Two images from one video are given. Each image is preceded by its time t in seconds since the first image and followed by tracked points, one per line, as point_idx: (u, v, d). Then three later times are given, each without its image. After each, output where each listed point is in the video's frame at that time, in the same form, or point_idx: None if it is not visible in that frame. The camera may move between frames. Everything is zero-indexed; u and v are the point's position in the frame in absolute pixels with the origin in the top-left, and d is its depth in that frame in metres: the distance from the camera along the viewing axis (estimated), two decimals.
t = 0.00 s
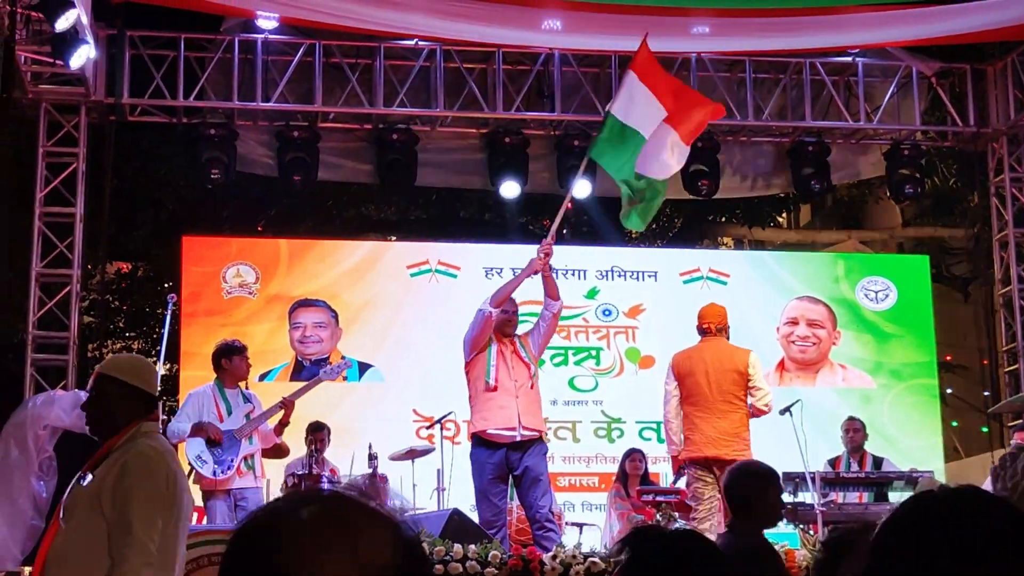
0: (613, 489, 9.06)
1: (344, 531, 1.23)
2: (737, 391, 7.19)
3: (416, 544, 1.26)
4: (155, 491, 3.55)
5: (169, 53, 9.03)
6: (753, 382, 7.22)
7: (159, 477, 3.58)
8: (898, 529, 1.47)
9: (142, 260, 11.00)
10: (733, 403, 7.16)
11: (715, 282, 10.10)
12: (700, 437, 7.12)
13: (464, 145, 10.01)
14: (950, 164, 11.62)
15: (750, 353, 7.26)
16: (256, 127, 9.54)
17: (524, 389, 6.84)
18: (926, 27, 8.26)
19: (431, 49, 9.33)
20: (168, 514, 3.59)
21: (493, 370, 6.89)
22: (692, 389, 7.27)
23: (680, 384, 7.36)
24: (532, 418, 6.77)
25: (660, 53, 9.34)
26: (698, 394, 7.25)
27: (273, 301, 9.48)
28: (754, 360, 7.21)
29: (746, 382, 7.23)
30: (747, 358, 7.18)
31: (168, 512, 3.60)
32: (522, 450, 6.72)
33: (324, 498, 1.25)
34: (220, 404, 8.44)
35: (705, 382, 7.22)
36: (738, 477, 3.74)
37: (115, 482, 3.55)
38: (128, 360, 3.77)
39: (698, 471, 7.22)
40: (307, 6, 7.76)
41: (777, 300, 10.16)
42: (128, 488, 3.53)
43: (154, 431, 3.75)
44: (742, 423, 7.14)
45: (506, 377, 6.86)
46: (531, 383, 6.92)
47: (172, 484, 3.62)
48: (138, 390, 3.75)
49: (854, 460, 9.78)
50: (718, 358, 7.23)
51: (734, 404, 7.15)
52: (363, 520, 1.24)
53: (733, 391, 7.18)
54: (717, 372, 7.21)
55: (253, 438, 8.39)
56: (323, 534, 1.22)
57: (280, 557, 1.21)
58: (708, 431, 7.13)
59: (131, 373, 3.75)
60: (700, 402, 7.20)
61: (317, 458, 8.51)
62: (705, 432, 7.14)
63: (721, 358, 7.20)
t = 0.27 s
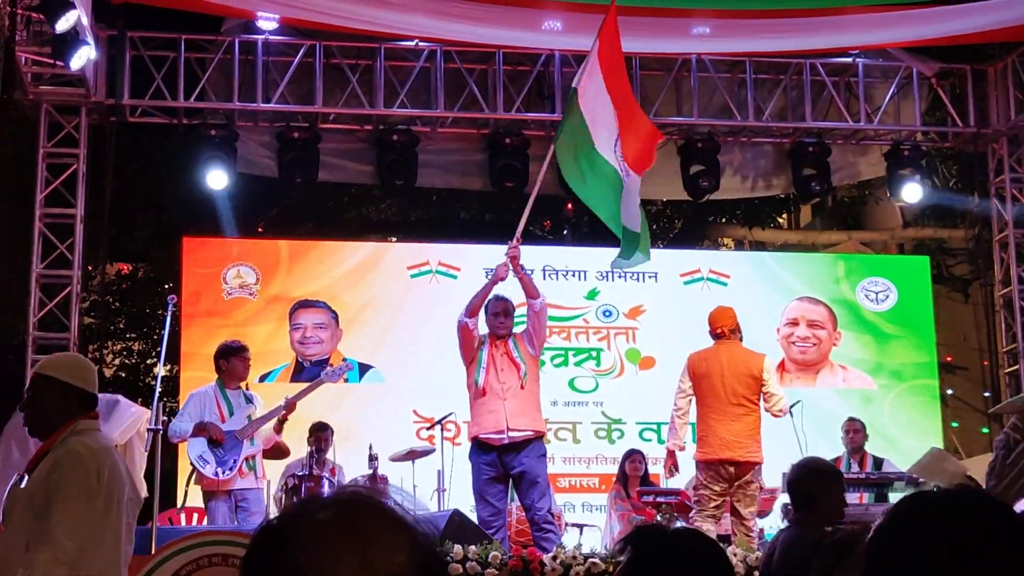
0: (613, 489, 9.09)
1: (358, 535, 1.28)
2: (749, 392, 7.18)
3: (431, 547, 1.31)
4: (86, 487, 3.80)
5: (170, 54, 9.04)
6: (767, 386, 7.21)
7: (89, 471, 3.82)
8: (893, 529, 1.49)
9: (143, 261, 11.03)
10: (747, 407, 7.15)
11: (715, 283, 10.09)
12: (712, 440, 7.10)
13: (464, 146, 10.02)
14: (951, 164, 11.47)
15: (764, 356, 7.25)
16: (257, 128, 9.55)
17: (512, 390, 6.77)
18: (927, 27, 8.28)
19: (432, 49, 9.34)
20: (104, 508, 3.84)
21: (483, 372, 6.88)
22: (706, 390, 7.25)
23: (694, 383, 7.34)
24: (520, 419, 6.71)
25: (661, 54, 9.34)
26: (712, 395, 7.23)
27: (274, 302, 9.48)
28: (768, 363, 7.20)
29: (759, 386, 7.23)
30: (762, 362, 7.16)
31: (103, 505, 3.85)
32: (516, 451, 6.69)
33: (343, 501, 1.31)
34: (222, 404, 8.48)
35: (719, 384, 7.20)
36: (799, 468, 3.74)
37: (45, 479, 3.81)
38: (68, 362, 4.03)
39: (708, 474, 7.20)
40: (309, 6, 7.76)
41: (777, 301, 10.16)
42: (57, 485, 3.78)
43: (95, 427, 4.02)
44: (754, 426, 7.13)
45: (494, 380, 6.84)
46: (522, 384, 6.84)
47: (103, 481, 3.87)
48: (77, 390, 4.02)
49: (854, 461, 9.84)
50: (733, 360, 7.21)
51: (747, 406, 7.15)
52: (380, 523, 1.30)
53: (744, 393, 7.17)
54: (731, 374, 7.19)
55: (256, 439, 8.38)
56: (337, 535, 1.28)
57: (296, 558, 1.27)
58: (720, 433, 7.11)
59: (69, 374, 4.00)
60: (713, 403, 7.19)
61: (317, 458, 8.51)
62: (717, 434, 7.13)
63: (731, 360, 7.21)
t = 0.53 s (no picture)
0: (605, 489, 9.11)
1: (358, 537, 1.29)
2: (748, 393, 7.26)
3: (430, 550, 1.32)
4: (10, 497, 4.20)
5: (162, 54, 9.02)
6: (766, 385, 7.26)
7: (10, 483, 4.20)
8: (885, 529, 1.50)
9: (135, 261, 11.02)
10: (746, 409, 7.22)
11: (707, 283, 10.09)
12: (711, 441, 7.18)
13: (457, 147, 10.02)
14: (943, 166, 11.70)
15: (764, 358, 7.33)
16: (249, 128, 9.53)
17: (485, 395, 6.75)
18: (920, 29, 8.29)
19: (424, 49, 9.33)
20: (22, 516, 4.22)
21: (465, 382, 6.94)
22: (707, 394, 7.36)
23: (696, 390, 7.46)
24: (496, 422, 6.69)
25: (653, 55, 9.34)
26: (712, 399, 7.34)
27: (266, 302, 9.47)
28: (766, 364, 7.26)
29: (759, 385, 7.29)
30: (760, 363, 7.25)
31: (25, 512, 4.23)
32: (500, 453, 6.68)
33: (342, 503, 1.31)
34: (214, 404, 8.51)
35: (719, 387, 7.31)
36: (860, 479, 3.87)
37: None
38: None
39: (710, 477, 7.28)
40: (301, 7, 7.75)
41: (769, 301, 10.16)
42: None
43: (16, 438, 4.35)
44: (752, 428, 7.19)
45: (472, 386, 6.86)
46: (499, 388, 6.83)
47: (28, 492, 4.25)
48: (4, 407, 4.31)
49: (847, 461, 9.83)
50: (733, 363, 7.33)
51: (745, 407, 7.22)
52: (379, 526, 1.30)
53: (743, 395, 7.24)
54: (731, 377, 7.30)
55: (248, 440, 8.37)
56: (339, 538, 1.28)
57: (297, 561, 1.27)
58: (718, 435, 7.20)
59: None
60: (714, 406, 7.28)
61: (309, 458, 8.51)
62: (716, 437, 7.22)
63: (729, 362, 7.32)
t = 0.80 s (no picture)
0: (591, 488, 9.12)
1: (343, 538, 1.29)
2: (729, 399, 7.46)
3: (415, 549, 1.32)
4: None
5: (146, 53, 9.01)
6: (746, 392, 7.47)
7: None
8: (869, 525, 1.51)
9: (120, 261, 11.01)
10: (727, 413, 7.43)
11: (693, 283, 10.10)
12: (697, 448, 7.37)
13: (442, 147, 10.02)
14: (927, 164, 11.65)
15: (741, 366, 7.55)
16: (234, 128, 9.52)
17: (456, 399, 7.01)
18: (904, 29, 8.31)
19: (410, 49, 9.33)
20: None
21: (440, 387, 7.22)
22: (689, 405, 7.57)
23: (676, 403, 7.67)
24: (467, 424, 6.92)
25: (638, 55, 9.35)
26: (694, 409, 7.54)
27: (251, 302, 9.46)
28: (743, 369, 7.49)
29: (740, 393, 7.49)
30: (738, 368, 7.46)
31: None
32: (478, 454, 6.89)
33: (327, 504, 1.32)
34: (200, 404, 8.49)
35: (700, 396, 7.52)
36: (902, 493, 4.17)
37: None
38: None
39: (698, 485, 7.42)
40: (286, 6, 7.74)
41: (755, 301, 10.17)
42: None
43: None
44: (735, 431, 7.38)
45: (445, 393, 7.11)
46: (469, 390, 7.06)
47: None
48: None
49: (832, 460, 9.81)
50: (711, 372, 7.55)
51: (727, 413, 7.42)
52: (366, 525, 1.31)
53: (724, 401, 7.45)
54: (711, 386, 7.51)
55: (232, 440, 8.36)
56: (320, 536, 1.29)
57: (284, 563, 1.28)
58: (703, 441, 7.38)
59: None
60: (696, 415, 7.48)
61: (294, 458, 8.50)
62: (701, 444, 7.40)
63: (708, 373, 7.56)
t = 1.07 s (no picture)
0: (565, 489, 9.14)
1: (316, 537, 1.35)
2: (692, 402, 7.64)
3: (387, 550, 1.38)
4: None
5: (121, 50, 8.98)
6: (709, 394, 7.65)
7: None
8: (842, 524, 1.52)
9: (93, 259, 10.97)
10: (690, 416, 7.61)
11: (668, 284, 10.11)
12: (661, 449, 7.58)
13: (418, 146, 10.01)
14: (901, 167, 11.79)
15: (704, 368, 7.70)
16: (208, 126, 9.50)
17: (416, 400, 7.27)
18: (879, 32, 8.35)
19: (386, 49, 9.32)
20: None
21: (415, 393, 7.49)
22: (653, 405, 7.74)
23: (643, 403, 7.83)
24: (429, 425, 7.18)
25: (615, 56, 9.36)
26: (659, 409, 7.72)
27: (225, 301, 9.43)
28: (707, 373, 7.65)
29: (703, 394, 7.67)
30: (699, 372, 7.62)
31: None
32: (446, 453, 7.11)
33: (300, 504, 1.38)
34: (172, 402, 8.48)
35: (663, 399, 7.68)
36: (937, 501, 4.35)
37: None
38: None
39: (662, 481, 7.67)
40: (262, 5, 7.73)
41: (729, 302, 10.19)
42: None
43: None
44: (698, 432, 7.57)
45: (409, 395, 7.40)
46: (431, 391, 7.31)
47: None
48: None
49: (804, 462, 9.90)
50: (675, 375, 7.71)
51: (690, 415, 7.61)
52: (338, 525, 1.37)
53: (688, 403, 7.63)
54: (674, 389, 7.66)
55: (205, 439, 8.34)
56: (292, 536, 1.35)
57: (255, 558, 1.34)
58: (667, 444, 7.57)
59: None
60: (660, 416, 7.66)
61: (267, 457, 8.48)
62: (665, 445, 7.60)
63: (672, 374, 7.71)
